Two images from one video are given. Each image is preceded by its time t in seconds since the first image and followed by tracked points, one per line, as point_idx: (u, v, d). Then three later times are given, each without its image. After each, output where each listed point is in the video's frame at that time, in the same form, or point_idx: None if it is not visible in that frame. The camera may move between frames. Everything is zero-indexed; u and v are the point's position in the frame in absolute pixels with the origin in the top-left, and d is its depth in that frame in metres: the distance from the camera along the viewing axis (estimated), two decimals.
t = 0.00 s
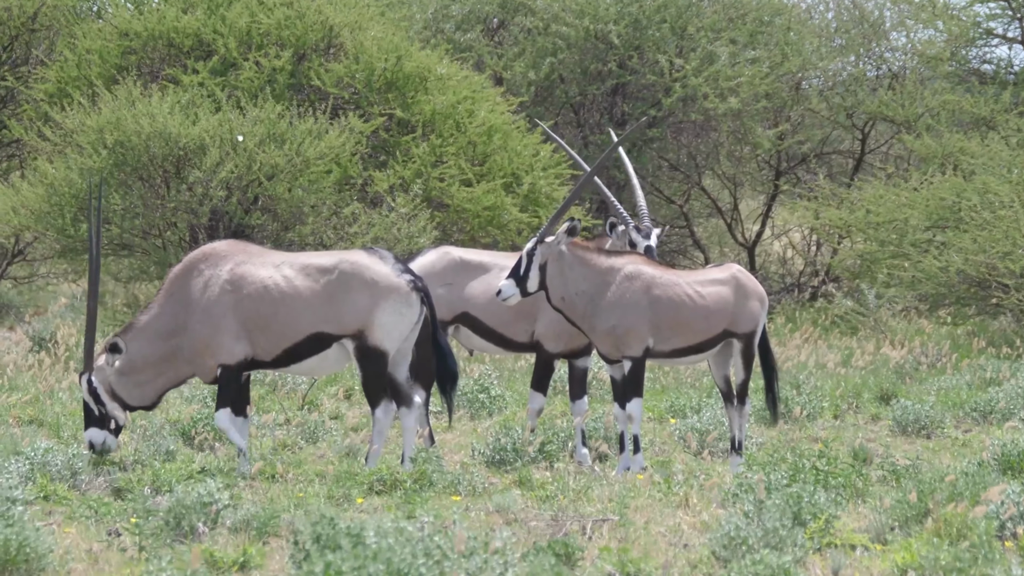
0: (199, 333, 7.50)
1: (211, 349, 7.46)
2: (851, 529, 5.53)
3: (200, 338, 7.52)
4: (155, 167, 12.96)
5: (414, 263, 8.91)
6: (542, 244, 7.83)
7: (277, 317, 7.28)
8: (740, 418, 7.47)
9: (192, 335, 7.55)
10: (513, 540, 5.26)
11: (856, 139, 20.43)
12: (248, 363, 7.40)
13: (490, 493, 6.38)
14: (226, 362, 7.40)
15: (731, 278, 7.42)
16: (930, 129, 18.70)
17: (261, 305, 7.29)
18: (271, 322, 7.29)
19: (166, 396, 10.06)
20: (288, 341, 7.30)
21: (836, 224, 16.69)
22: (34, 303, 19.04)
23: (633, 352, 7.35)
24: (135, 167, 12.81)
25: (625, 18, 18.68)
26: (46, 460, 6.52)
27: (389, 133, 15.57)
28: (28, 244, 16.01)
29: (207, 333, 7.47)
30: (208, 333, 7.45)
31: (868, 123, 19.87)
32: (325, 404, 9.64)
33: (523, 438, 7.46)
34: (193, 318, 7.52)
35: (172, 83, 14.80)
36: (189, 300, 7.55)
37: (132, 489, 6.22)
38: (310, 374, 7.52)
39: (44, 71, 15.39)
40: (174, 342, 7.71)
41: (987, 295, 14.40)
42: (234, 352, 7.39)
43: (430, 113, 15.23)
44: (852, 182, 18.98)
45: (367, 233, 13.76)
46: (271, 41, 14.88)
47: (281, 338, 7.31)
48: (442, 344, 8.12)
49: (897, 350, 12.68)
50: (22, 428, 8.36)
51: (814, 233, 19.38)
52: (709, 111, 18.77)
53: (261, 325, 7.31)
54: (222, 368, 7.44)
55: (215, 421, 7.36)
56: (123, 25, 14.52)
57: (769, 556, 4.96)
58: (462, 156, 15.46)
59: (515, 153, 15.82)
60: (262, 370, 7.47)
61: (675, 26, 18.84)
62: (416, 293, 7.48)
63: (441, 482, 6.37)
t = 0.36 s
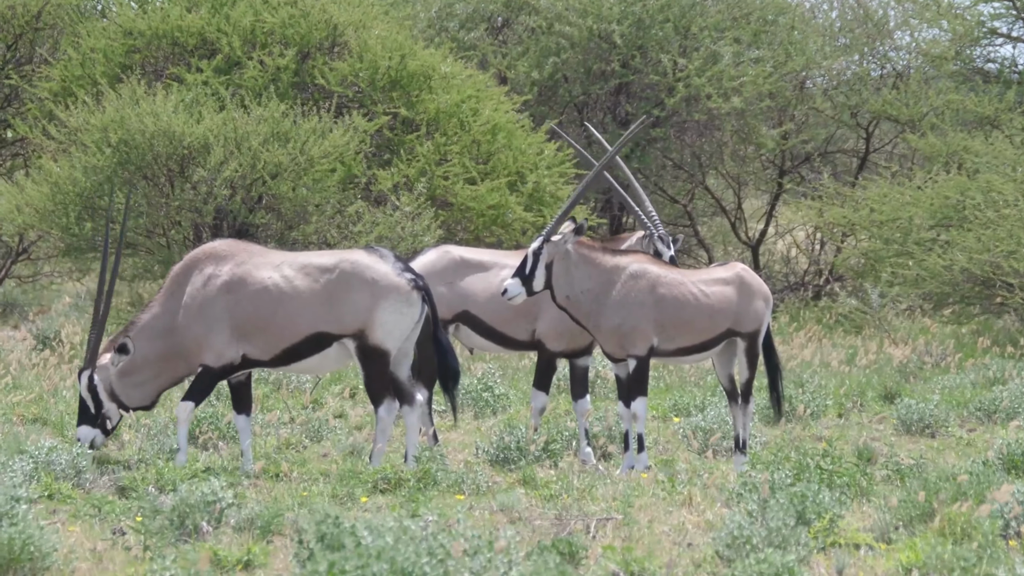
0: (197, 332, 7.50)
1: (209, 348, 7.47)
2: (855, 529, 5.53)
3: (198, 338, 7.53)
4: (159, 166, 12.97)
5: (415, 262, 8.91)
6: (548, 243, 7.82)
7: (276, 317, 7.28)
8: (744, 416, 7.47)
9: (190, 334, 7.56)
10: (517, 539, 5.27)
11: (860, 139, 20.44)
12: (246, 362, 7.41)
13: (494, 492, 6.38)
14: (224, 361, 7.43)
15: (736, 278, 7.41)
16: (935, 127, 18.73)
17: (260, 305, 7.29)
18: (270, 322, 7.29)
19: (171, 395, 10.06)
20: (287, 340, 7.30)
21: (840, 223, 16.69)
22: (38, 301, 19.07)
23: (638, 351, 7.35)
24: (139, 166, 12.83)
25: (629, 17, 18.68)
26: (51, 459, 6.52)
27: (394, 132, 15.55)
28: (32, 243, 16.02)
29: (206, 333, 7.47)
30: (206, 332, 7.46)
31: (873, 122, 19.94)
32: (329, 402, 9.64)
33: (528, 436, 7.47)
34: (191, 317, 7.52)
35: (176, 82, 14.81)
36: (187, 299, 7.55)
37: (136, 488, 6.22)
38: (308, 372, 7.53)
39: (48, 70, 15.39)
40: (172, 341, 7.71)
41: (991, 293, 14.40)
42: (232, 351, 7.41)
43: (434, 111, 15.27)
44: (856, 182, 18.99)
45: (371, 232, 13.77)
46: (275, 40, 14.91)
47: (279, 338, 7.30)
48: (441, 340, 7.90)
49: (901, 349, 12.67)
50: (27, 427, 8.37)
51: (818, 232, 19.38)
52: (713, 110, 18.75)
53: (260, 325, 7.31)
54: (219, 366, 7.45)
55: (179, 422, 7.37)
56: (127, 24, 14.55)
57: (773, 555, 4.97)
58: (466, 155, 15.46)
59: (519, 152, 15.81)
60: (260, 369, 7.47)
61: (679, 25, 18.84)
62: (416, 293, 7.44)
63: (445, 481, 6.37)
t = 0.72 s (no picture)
0: (193, 326, 7.48)
1: (205, 343, 7.47)
2: (860, 527, 5.52)
3: (193, 334, 7.52)
4: (164, 164, 12.96)
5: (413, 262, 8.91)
6: (554, 241, 7.79)
7: (273, 313, 7.29)
8: (748, 415, 7.47)
9: (185, 329, 7.54)
10: (522, 537, 5.27)
11: (865, 137, 20.45)
12: (242, 358, 7.42)
13: (499, 491, 6.38)
14: (219, 356, 7.43)
15: (740, 276, 7.40)
16: (939, 127, 18.80)
17: (257, 301, 7.29)
18: (267, 318, 7.29)
19: (176, 393, 10.05)
20: (283, 337, 7.31)
21: (844, 221, 16.68)
22: (43, 299, 19.07)
23: (641, 350, 7.34)
24: (144, 165, 12.81)
25: (633, 15, 18.67)
26: (55, 457, 6.52)
27: (398, 130, 15.53)
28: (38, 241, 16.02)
29: (202, 327, 7.45)
30: (202, 327, 7.44)
31: (877, 120, 19.94)
32: (333, 401, 9.64)
33: (532, 435, 7.46)
34: (186, 311, 7.50)
35: (181, 80, 14.80)
36: (184, 293, 7.53)
37: (141, 486, 6.21)
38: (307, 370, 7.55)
39: (52, 68, 15.36)
40: (168, 336, 7.71)
41: (995, 292, 14.43)
42: (228, 346, 7.41)
43: (439, 110, 15.20)
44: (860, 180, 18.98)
45: (375, 230, 13.77)
46: (280, 39, 14.93)
47: (276, 335, 7.31)
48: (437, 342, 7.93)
49: (905, 347, 12.69)
50: (31, 425, 8.38)
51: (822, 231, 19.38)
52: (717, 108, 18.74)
53: (256, 321, 7.31)
54: (214, 362, 7.45)
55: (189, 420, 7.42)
56: (132, 22, 14.58)
57: (778, 553, 4.96)
58: (470, 154, 15.47)
59: (524, 150, 15.82)
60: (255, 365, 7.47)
61: (683, 23, 18.84)
62: (412, 292, 7.46)
63: (450, 480, 6.38)
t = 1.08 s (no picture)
0: (191, 324, 7.50)
1: (204, 340, 7.48)
2: (865, 525, 5.53)
3: (192, 332, 7.53)
4: (169, 163, 12.98)
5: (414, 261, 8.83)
6: (560, 238, 7.64)
7: (271, 311, 7.29)
8: (753, 413, 7.47)
9: (184, 327, 7.55)
10: (527, 535, 5.28)
11: (870, 135, 20.48)
12: (240, 355, 7.42)
13: (504, 489, 6.38)
14: (218, 353, 7.44)
15: (746, 274, 7.45)
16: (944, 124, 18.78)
17: (255, 299, 7.30)
18: (265, 316, 7.30)
19: (182, 391, 10.06)
20: (281, 335, 7.31)
21: (850, 219, 16.68)
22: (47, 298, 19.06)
23: (647, 348, 7.34)
24: (148, 163, 12.84)
25: (638, 12, 18.67)
26: (60, 455, 6.52)
27: (403, 128, 15.54)
28: (43, 240, 16.02)
29: (201, 325, 7.46)
30: (200, 325, 7.45)
31: (882, 118, 19.90)
32: (339, 399, 9.64)
33: (537, 433, 7.45)
34: (185, 309, 7.51)
35: (186, 78, 14.82)
36: (184, 291, 7.55)
37: (146, 485, 6.21)
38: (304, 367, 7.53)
39: (57, 67, 15.36)
40: (168, 335, 7.73)
41: (1001, 290, 14.42)
42: (226, 343, 7.41)
43: (444, 108, 15.29)
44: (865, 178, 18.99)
45: (380, 228, 13.78)
46: (285, 37, 14.91)
47: (274, 332, 7.32)
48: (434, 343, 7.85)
49: (911, 345, 12.70)
50: (36, 424, 8.38)
51: (827, 229, 19.39)
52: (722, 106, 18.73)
53: (255, 319, 7.32)
54: (215, 360, 7.46)
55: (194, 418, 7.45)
56: (137, 21, 14.57)
57: (783, 551, 4.97)
58: (475, 152, 15.49)
59: (529, 148, 15.82)
60: (254, 362, 7.47)
61: (689, 20, 18.85)
62: (409, 292, 7.43)
63: (455, 478, 6.37)
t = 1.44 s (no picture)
0: (190, 322, 7.49)
1: (203, 339, 7.47)
2: (870, 523, 5.52)
3: (191, 331, 7.52)
4: (175, 162, 12.99)
5: (423, 259, 8.71)
6: (566, 237, 7.70)
7: (271, 309, 7.29)
8: (758, 412, 7.46)
9: (183, 325, 7.54)
10: (533, 534, 5.29)
11: (875, 134, 20.51)
12: (239, 353, 7.41)
13: (509, 487, 6.38)
14: (216, 352, 7.42)
15: (751, 273, 7.42)
16: (950, 123, 18.76)
17: (255, 297, 7.29)
18: (264, 313, 7.29)
19: (188, 389, 10.07)
20: (281, 333, 7.30)
21: (855, 218, 16.69)
22: (52, 298, 19.09)
23: (652, 347, 7.34)
24: (155, 162, 12.85)
25: (644, 11, 18.66)
26: (67, 454, 6.53)
27: (409, 127, 15.54)
28: (49, 238, 16.04)
29: (199, 323, 7.45)
30: (199, 322, 7.44)
31: (888, 117, 20.03)
32: (344, 397, 9.65)
33: (543, 432, 7.45)
34: (183, 307, 7.50)
35: (191, 77, 14.84)
36: (183, 290, 7.54)
37: (152, 483, 6.21)
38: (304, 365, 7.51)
39: (63, 66, 15.38)
40: (167, 334, 7.73)
41: (1007, 289, 14.35)
42: (225, 341, 7.39)
43: (449, 107, 15.28)
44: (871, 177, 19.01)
45: (386, 227, 13.80)
46: (290, 35, 14.94)
47: (274, 331, 7.31)
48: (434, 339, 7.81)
49: (916, 344, 12.71)
50: (42, 422, 8.39)
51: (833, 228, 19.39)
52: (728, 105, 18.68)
53: (254, 317, 7.31)
54: (215, 359, 7.44)
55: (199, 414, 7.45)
56: (143, 19, 14.60)
57: (789, 550, 4.98)
58: (481, 151, 15.49)
59: (534, 147, 15.80)
60: (254, 361, 7.46)
61: (694, 20, 18.83)
62: (409, 291, 7.46)
63: (461, 476, 6.37)
